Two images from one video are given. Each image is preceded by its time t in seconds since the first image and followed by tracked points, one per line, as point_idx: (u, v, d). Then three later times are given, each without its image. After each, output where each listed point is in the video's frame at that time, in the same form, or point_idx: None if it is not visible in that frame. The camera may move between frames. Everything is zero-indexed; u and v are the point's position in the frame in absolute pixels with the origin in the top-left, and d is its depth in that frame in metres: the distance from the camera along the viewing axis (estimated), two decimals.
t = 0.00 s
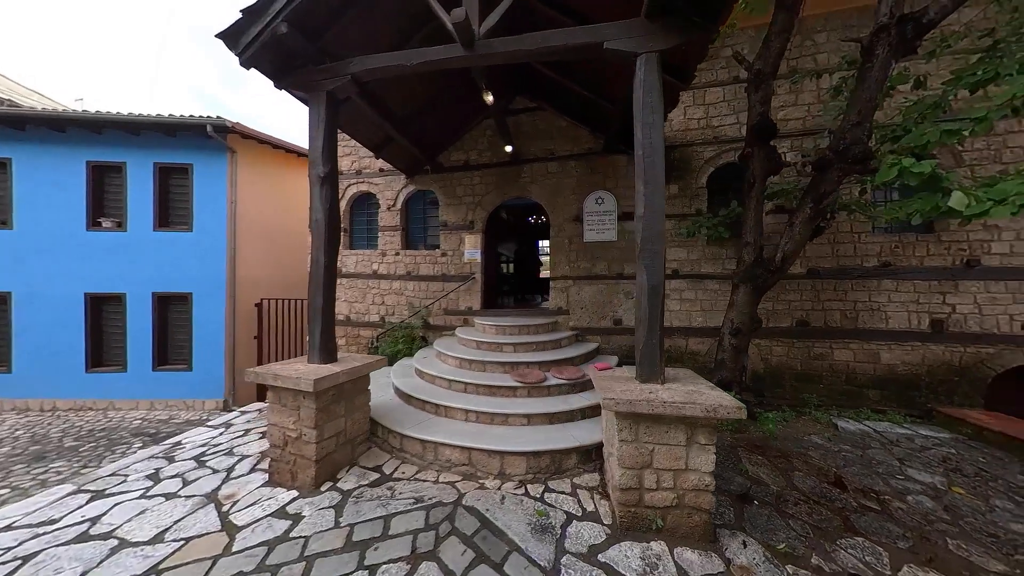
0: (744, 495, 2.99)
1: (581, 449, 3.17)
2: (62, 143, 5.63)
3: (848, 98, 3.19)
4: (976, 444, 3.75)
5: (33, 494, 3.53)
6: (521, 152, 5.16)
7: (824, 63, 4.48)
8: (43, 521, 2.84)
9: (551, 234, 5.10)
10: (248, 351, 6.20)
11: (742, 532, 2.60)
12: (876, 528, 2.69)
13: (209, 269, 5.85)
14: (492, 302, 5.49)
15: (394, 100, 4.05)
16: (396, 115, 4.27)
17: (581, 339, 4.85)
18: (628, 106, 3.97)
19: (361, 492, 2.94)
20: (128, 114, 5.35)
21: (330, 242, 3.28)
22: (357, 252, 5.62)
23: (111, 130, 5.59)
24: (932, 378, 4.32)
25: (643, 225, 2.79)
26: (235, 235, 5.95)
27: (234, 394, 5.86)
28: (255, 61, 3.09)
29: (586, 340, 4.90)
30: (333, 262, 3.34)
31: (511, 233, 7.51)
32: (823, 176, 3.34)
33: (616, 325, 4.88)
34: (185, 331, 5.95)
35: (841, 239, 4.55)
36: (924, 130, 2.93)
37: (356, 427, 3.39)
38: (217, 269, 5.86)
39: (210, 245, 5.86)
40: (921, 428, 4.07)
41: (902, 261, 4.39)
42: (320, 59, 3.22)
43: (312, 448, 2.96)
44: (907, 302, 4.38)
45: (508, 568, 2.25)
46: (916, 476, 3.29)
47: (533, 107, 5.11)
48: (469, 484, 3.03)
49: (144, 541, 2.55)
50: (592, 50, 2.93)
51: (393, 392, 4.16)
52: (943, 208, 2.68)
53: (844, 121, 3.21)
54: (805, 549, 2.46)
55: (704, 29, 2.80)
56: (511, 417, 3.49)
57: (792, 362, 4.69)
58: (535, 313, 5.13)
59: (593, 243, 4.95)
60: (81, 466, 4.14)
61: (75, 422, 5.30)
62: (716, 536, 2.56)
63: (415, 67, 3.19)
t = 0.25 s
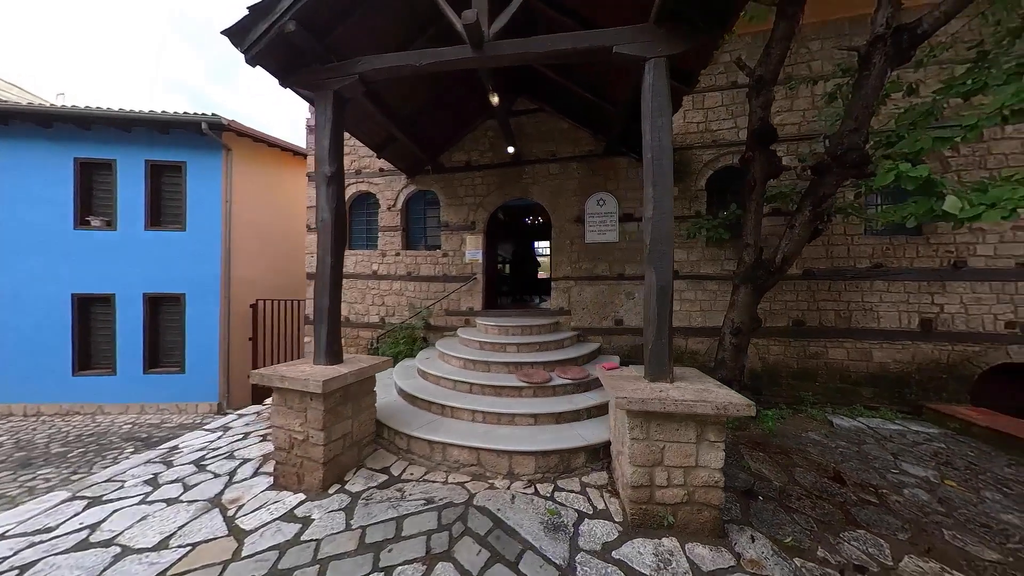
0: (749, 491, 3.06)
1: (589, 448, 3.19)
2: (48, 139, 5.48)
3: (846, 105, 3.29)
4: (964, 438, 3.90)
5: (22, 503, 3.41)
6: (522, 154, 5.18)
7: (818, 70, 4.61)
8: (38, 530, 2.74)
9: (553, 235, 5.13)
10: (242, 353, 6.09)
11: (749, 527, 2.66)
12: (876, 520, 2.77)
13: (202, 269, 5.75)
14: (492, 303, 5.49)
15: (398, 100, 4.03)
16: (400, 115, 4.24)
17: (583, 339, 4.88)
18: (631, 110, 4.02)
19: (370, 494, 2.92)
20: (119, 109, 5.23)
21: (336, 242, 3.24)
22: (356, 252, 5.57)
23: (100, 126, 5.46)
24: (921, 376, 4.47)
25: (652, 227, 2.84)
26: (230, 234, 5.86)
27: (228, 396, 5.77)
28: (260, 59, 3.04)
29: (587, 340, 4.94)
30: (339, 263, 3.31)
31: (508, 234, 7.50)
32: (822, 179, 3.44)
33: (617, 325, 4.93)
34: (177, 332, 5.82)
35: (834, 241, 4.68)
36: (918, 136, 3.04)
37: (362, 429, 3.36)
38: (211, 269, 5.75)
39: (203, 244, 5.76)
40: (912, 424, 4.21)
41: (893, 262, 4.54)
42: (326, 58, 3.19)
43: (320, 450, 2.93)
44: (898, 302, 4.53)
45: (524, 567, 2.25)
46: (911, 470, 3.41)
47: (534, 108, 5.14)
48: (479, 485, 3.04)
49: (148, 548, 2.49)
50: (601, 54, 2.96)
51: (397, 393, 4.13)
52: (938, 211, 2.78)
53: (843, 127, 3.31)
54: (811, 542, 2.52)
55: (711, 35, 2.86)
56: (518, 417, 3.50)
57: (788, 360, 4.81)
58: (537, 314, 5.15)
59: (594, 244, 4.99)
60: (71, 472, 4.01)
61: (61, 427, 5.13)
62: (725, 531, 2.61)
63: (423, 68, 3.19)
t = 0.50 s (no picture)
0: (755, 488, 3.10)
1: (597, 448, 3.19)
2: (36, 135, 5.39)
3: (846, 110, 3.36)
4: (955, 434, 4.02)
5: (8, 512, 3.26)
6: (524, 154, 5.18)
7: (814, 75, 4.71)
8: (30, 540, 2.63)
9: (554, 235, 5.14)
10: (236, 354, 5.96)
11: (758, 524, 2.70)
12: (879, 515, 2.84)
13: (194, 268, 5.65)
14: (493, 303, 5.47)
15: (401, 99, 3.99)
16: (403, 114, 4.20)
17: (585, 339, 4.90)
18: (634, 112, 4.05)
19: (379, 497, 2.87)
20: (109, 105, 5.15)
21: (341, 242, 3.19)
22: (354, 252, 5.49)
23: (90, 122, 5.38)
24: (913, 373, 4.60)
25: (660, 227, 2.87)
26: (223, 233, 5.75)
27: (221, 398, 5.66)
28: (264, 54, 2.98)
29: (590, 340, 4.95)
30: (343, 263, 3.25)
31: (506, 235, 7.48)
32: (822, 182, 3.51)
33: (619, 325, 4.95)
34: (167, 334, 5.70)
35: (830, 243, 4.78)
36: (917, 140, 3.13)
37: (368, 431, 3.31)
38: (204, 269, 5.65)
39: (196, 243, 5.66)
40: (905, 420, 4.33)
41: (886, 263, 4.66)
42: (332, 54, 3.13)
43: (327, 454, 2.87)
44: (891, 301, 4.65)
45: (539, 568, 2.24)
46: (908, 465, 3.49)
47: (535, 109, 5.15)
48: (488, 486, 3.02)
49: (149, 556, 2.40)
50: (609, 56, 2.98)
51: (400, 394, 4.07)
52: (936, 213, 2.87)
53: (843, 131, 3.38)
54: (819, 537, 2.57)
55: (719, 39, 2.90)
56: (525, 418, 3.49)
57: (786, 359, 4.90)
58: (539, 314, 5.14)
59: (596, 244, 5.01)
60: (58, 480, 3.85)
61: (46, 432, 4.94)
62: (735, 528, 2.64)
63: (430, 67, 3.16)
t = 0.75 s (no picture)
0: (761, 486, 3.14)
1: (605, 449, 3.20)
2: (19, 130, 5.23)
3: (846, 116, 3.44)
4: (947, 431, 4.14)
5: None
6: (525, 155, 5.17)
7: (810, 81, 4.81)
8: (19, 553, 2.50)
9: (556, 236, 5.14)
10: (229, 357, 5.83)
11: (767, 522, 2.73)
12: (881, 511, 2.90)
13: (186, 268, 5.52)
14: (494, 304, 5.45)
15: (405, 98, 3.95)
16: (405, 114, 4.16)
17: (587, 340, 4.91)
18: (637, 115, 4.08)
19: (387, 502, 2.83)
20: (98, 100, 5.02)
21: (346, 242, 3.14)
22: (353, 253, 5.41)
23: (77, 117, 5.24)
24: (906, 372, 4.72)
25: (668, 228, 2.90)
26: (217, 232, 5.64)
27: (213, 402, 5.54)
28: (268, 50, 2.91)
29: (591, 341, 4.96)
30: (349, 265, 3.19)
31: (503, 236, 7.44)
32: (823, 185, 3.58)
33: (620, 326, 4.98)
34: (157, 335, 5.56)
35: (826, 244, 4.88)
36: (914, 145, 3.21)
37: (373, 435, 3.25)
38: (197, 269, 5.53)
39: (188, 243, 5.54)
40: (898, 418, 4.44)
41: (880, 265, 4.77)
42: (338, 52, 3.08)
43: (334, 458, 2.81)
44: (884, 302, 4.77)
45: (555, 571, 2.23)
46: (905, 462, 3.58)
47: (537, 110, 5.15)
48: (498, 489, 2.99)
49: (149, 567, 2.32)
50: (618, 58, 2.99)
51: (403, 397, 4.02)
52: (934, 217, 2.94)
53: (843, 136, 3.46)
54: (827, 534, 2.61)
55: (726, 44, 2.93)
56: (532, 419, 3.47)
57: (783, 359, 4.98)
58: (540, 315, 5.13)
59: (597, 245, 5.03)
60: (44, 489, 3.69)
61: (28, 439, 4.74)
62: (745, 526, 2.66)
63: (438, 66, 3.13)
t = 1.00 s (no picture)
0: (766, 483, 3.19)
1: (613, 448, 3.21)
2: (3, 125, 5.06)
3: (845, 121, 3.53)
4: (938, 427, 4.26)
5: None
6: (527, 156, 5.18)
7: (806, 86, 4.92)
8: (12, 565, 2.40)
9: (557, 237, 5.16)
10: (223, 359, 5.72)
11: (774, 518, 2.77)
12: (883, 505, 2.97)
13: (179, 268, 5.41)
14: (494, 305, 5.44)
15: (409, 97, 3.92)
16: (409, 113, 4.12)
17: (589, 341, 4.93)
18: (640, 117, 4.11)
19: (396, 505, 2.79)
20: (87, 95, 4.89)
21: (353, 242, 3.09)
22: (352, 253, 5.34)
23: (64, 112, 5.10)
24: (897, 370, 4.86)
25: (676, 229, 2.93)
26: (210, 232, 5.54)
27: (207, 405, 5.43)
28: (274, 46, 2.86)
29: (593, 341, 4.99)
30: (355, 265, 3.14)
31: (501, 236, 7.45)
32: (822, 188, 3.66)
33: (622, 326, 5.01)
34: (148, 337, 5.43)
35: (821, 246, 4.99)
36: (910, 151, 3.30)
37: (379, 437, 3.21)
38: (190, 269, 5.42)
39: (180, 242, 5.43)
40: (891, 415, 4.56)
41: (873, 266, 4.90)
42: (345, 50, 3.04)
43: (342, 462, 2.76)
44: (877, 302, 4.90)
45: (570, 570, 2.22)
46: (900, 458, 3.67)
47: (539, 111, 5.17)
48: (508, 490, 2.98)
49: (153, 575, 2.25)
50: (627, 61, 3.02)
51: (407, 399, 3.98)
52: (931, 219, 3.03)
53: (841, 140, 3.54)
54: (833, 529, 2.66)
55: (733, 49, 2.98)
56: (539, 420, 3.47)
57: (780, 358, 5.08)
58: (542, 316, 5.14)
59: (598, 246, 5.06)
60: (31, 498, 3.54)
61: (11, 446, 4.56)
62: (753, 523, 2.70)
63: (446, 66, 3.11)
